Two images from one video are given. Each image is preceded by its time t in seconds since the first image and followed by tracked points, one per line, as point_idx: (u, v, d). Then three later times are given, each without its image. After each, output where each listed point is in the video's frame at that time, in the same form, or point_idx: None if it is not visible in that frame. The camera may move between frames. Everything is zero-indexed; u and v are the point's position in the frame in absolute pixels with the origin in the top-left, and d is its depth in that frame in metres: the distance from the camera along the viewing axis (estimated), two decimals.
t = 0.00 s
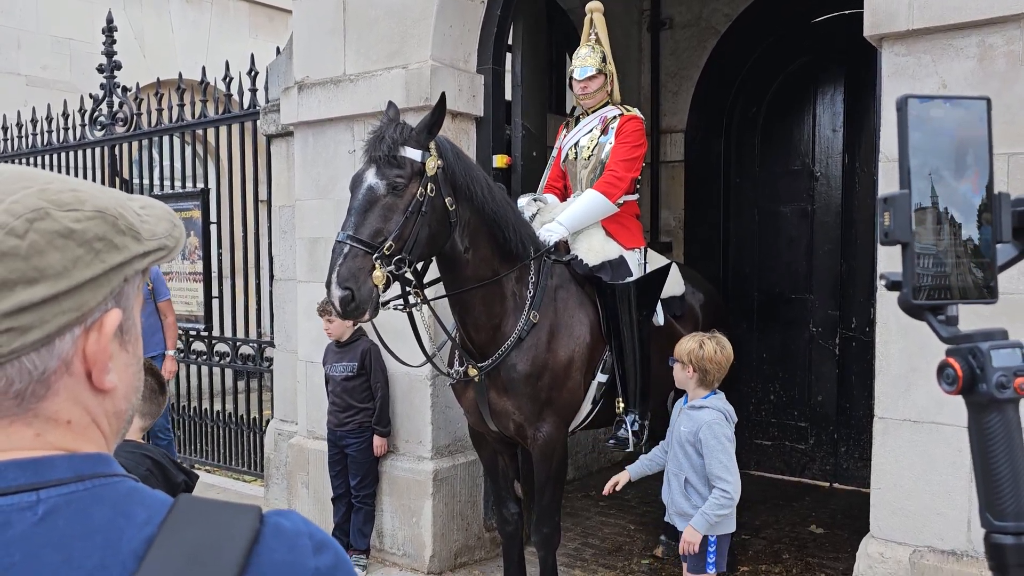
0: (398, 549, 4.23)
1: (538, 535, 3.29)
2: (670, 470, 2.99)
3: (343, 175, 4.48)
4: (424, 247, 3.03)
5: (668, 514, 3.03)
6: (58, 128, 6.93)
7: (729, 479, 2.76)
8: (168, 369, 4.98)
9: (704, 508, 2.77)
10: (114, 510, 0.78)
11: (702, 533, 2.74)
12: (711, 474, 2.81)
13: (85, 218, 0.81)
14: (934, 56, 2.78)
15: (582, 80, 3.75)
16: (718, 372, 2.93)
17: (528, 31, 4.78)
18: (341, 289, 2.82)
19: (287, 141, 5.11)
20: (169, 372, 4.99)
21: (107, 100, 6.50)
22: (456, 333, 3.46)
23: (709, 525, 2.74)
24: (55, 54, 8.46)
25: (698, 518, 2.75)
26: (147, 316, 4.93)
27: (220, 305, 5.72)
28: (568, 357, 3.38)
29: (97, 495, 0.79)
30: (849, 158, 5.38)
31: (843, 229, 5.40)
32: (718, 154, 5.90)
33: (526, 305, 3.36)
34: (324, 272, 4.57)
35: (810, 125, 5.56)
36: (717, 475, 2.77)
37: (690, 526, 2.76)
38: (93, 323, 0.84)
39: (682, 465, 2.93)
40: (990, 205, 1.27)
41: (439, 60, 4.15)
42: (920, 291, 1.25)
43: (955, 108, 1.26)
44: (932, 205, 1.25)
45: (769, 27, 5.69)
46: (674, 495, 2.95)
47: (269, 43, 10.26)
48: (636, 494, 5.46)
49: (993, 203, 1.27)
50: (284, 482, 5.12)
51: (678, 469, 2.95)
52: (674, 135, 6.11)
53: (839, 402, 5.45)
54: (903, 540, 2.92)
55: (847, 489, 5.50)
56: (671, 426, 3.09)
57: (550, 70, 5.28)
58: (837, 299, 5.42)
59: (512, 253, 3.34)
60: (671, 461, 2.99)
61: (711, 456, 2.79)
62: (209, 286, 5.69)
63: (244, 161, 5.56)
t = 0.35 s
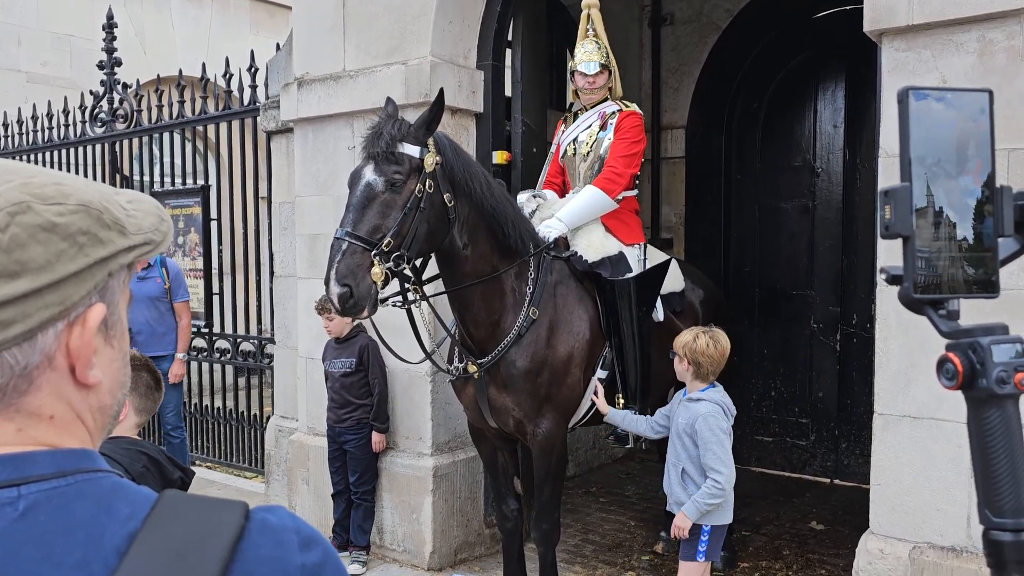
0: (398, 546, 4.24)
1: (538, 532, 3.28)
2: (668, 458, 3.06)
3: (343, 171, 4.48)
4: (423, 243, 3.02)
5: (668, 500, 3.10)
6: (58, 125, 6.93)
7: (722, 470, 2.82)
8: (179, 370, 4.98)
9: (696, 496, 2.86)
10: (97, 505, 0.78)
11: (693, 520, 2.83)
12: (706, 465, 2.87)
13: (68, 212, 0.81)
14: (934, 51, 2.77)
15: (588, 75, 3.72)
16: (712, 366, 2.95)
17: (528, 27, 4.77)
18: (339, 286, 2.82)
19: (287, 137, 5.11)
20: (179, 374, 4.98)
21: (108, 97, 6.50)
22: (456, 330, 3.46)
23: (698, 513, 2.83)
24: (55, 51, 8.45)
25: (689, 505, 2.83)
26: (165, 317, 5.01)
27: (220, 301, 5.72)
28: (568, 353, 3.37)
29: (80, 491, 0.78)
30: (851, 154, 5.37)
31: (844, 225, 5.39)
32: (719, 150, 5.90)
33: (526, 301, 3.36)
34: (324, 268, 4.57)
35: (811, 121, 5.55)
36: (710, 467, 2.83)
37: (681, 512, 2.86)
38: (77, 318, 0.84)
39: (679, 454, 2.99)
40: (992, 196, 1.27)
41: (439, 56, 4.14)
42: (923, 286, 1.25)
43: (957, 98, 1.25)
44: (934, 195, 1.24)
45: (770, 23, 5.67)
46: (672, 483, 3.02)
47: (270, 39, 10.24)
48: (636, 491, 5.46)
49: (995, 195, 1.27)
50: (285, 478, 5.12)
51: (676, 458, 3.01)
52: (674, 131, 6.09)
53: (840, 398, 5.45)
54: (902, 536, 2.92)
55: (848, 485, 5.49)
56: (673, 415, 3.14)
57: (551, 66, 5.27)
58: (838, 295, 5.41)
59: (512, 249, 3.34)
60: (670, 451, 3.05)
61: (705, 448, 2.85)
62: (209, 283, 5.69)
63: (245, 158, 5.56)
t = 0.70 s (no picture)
0: (399, 542, 4.23)
1: (539, 528, 3.28)
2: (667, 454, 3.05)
3: (344, 167, 4.47)
4: (423, 239, 3.01)
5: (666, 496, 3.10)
6: (60, 122, 6.92)
7: (724, 466, 2.82)
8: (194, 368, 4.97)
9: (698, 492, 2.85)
10: (89, 497, 0.77)
11: (696, 517, 2.83)
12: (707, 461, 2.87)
13: (59, 200, 0.80)
14: (937, 46, 2.75)
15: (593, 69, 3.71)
16: (708, 361, 2.94)
17: (529, 23, 4.75)
18: (339, 282, 2.81)
19: (288, 133, 5.10)
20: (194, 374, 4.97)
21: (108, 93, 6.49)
22: (456, 326, 3.45)
23: (702, 510, 2.82)
24: (56, 47, 8.44)
25: (692, 502, 2.83)
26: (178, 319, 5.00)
27: (221, 298, 5.72)
28: (569, 349, 3.36)
29: (71, 483, 0.78)
30: (853, 151, 5.35)
31: (846, 222, 5.37)
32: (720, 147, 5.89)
33: (527, 297, 3.34)
34: (325, 264, 4.57)
35: (813, 117, 5.53)
36: (712, 463, 2.83)
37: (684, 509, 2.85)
38: (69, 308, 0.83)
39: (678, 451, 2.98)
40: (994, 184, 1.26)
41: (440, 52, 4.13)
42: (924, 275, 1.24)
43: (958, 85, 1.24)
44: (938, 181, 1.23)
45: (772, 20, 5.65)
46: (671, 479, 3.01)
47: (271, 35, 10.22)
48: (638, 488, 5.45)
49: (998, 182, 1.25)
50: (286, 475, 5.11)
51: (675, 454, 3.00)
52: (675, 127, 6.08)
53: (842, 396, 5.43)
54: (905, 533, 2.91)
55: (849, 482, 5.48)
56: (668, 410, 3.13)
57: (552, 62, 5.25)
58: (839, 292, 5.40)
59: (512, 245, 3.32)
60: (669, 447, 3.04)
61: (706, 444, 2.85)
62: (210, 279, 5.68)
63: (246, 154, 5.55)
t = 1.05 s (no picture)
0: (400, 540, 4.23)
1: (540, 525, 3.28)
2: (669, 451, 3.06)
3: (345, 165, 4.47)
4: (424, 235, 3.01)
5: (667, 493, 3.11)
6: (61, 119, 6.93)
7: (720, 465, 2.82)
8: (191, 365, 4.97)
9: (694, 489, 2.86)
10: (92, 481, 0.78)
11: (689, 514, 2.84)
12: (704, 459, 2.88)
13: (62, 185, 0.81)
14: (939, 43, 2.75)
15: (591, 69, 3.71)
16: (712, 359, 2.94)
17: (530, 21, 4.75)
18: (340, 279, 2.81)
19: (289, 131, 5.10)
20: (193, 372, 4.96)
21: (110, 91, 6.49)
22: (457, 323, 3.45)
23: (695, 507, 2.83)
24: (57, 45, 8.45)
25: (686, 499, 2.84)
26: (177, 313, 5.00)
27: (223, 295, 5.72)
28: (570, 346, 3.36)
29: (74, 466, 0.78)
30: (854, 149, 5.35)
31: (847, 220, 5.37)
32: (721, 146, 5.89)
33: (528, 294, 3.34)
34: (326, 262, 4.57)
35: (814, 116, 5.53)
36: (708, 461, 2.83)
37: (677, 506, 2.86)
38: (72, 293, 0.83)
39: (679, 448, 2.99)
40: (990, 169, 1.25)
41: (441, 50, 4.13)
42: (919, 261, 1.23)
43: (953, 70, 1.23)
44: (936, 164, 1.22)
45: (773, 18, 5.64)
46: (671, 475, 3.02)
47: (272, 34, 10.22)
48: (639, 486, 5.45)
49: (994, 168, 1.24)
50: (287, 473, 5.11)
51: (675, 451, 3.01)
52: (677, 125, 6.08)
53: (843, 394, 5.43)
54: (906, 530, 2.91)
55: (850, 481, 5.48)
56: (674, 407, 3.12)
57: (553, 60, 5.25)
58: (840, 290, 5.39)
59: (513, 242, 3.32)
60: (671, 443, 3.04)
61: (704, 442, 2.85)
62: (211, 277, 5.68)
63: (248, 152, 5.55)
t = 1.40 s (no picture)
0: (399, 539, 4.24)
1: (538, 524, 3.29)
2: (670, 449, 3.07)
3: (344, 165, 4.48)
4: (422, 234, 3.02)
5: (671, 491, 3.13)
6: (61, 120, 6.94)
7: (716, 459, 2.82)
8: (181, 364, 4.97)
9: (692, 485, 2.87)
10: (101, 460, 0.81)
11: (687, 508, 2.86)
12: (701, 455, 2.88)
13: (75, 171, 0.83)
14: (935, 43, 2.77)
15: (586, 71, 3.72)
16: (710, 357, 2.98)
17: (529, 21, 4.76)
18: (338, 278, 2.83)
19: (289, 131, 5.11)
20: (180, 370, 4.99)
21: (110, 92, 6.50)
22: (456, 322, 3.46)
23: (692, 502, 2.85)
24: (56, 46, 8.46)
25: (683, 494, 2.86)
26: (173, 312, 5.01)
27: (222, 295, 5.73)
28: (568, 345, 3.37)
29: (83, 445, 0.82)
30: (853, 150, 5.37)
31: (845, 220, 5.38)
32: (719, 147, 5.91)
33: (525, 293, 3.35)
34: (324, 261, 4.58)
35: (813, 116, 5.54)
36: (704, 457, 2.84)
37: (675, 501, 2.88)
38: (84, 278, 0.85)
39: (678, 446, 3.01)
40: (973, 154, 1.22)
41: (440, 50, 4.14)
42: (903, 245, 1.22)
43: (936, 59, 1.22)
44: (916, 150, 1.20)
45: (772, 18, 5.66)
46: (671, 473, 3.04)
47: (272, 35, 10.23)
48: (637, 486, 5.46)
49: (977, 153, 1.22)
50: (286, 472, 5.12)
51: (674, 448, 3.02)
52: (675, 126, 6.06)
53: (842, 394, 5.44)
54: (903, 528, 2.92)
55: (848, 480, 5.48)
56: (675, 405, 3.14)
57: (552, 61, 5.26)
58: (839, 290, 5.40)
59: (510, 241, 3.33)
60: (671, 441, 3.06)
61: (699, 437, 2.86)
62: (210, 277, 5.69)
63: (247, 153, 5.56)
